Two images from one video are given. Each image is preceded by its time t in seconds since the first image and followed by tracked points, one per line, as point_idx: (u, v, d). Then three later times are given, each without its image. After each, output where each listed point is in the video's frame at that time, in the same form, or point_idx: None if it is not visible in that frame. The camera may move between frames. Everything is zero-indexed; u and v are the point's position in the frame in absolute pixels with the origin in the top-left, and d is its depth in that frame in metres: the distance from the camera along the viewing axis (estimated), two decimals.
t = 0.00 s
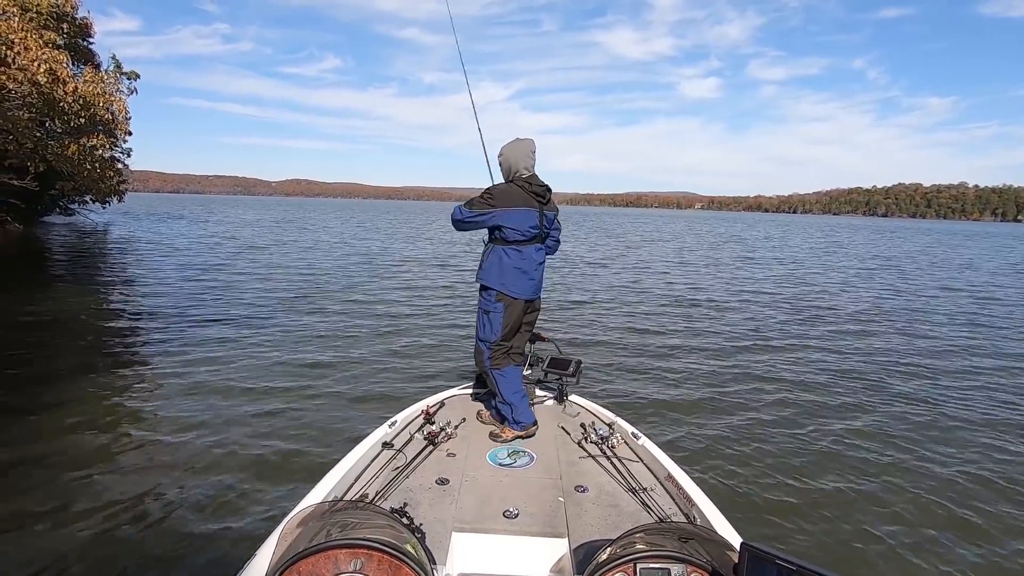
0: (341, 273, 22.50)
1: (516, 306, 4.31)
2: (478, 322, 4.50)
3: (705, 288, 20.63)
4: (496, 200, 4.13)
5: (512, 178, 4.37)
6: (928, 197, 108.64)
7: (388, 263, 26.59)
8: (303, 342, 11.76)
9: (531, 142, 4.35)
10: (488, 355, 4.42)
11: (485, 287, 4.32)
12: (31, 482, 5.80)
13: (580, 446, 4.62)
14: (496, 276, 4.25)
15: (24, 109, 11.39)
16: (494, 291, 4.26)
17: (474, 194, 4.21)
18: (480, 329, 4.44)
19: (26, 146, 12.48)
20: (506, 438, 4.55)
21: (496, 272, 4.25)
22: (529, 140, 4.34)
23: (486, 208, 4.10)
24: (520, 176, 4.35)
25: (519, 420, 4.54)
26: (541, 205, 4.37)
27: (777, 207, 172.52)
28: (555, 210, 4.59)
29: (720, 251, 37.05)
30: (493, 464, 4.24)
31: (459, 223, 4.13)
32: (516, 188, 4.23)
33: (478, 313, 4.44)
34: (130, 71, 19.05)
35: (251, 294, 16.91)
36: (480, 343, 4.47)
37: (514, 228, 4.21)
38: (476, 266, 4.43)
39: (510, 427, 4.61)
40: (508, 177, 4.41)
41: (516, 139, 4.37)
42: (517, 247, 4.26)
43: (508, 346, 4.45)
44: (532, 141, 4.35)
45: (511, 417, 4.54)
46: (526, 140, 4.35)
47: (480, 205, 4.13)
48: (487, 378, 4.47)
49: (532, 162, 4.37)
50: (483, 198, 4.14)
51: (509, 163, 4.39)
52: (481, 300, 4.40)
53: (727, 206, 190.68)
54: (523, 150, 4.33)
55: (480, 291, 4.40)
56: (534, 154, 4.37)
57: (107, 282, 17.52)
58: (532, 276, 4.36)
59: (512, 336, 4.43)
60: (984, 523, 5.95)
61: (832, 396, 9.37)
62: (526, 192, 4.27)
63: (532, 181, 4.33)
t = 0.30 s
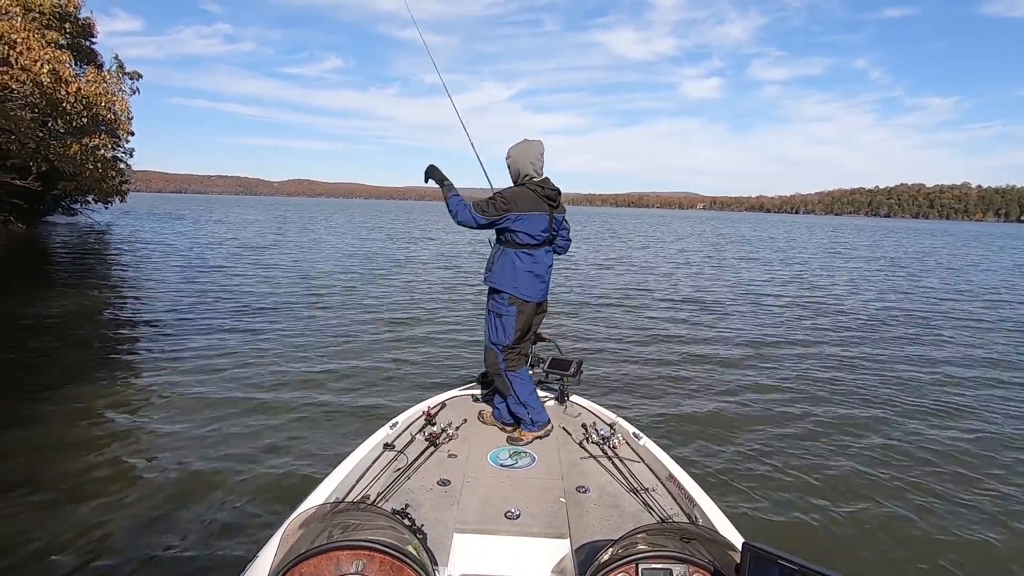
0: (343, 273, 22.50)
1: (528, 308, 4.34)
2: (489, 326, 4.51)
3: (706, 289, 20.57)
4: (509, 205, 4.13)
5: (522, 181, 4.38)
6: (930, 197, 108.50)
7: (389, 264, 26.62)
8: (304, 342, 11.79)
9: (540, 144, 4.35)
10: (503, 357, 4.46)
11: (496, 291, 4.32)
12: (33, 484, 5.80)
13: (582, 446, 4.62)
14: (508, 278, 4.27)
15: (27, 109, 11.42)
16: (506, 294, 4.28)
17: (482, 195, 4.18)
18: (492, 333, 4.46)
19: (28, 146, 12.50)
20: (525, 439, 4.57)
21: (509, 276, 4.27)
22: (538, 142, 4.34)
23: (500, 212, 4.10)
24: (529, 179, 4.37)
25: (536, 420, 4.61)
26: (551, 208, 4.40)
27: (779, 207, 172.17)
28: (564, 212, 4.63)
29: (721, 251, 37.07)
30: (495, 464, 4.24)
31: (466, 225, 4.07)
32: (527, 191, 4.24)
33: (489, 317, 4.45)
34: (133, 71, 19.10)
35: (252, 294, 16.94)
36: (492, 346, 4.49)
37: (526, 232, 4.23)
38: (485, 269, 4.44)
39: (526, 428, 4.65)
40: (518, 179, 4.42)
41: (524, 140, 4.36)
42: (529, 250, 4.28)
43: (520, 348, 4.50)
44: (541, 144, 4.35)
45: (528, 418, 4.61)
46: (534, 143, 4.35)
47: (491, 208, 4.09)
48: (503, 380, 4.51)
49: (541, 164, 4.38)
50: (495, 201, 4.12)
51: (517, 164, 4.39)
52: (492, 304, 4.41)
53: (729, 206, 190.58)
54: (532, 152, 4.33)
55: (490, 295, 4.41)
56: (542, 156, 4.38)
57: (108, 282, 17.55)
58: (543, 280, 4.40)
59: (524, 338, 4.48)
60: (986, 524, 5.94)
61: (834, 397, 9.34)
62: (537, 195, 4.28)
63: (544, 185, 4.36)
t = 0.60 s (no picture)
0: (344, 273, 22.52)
1: (549, 311, 4.43)
2: (507, 331, 4.52)
3: (707, 289, 20.54)
4: (524, 213, 4.13)
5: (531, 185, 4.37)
6: (933, 197, 108.27)
7: (390, 263, 26.66)
8: (305, 341, 11.83)
9: (547, 143, 4.37)
10: (524, 361, 4.48)
11: (517, 296, 4.36)
12: (33, 483, 5.82)
13: (581, 447, 4.61)
14: (530, 284, 4.33)
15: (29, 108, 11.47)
16: (528, 299, 4.34)
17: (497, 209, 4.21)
18: (512, 338, 4.47)
19: (30, 146, 12.55)
20: (527, 441, 4.55)
21: (530, 281, 4.32)
22: (545, 141, 4.35)
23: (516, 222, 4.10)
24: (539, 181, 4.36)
25: (543, 427, 4.58)
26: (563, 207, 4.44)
27: (782, 207, 171.85)
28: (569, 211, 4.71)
29: (722, 251, 37.07)
30: (493, 464, 4.24)
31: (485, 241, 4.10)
32: (541, 193, 4.25)
33: (508, 321, 4.47)
34: (135, 71, 19.16)
35: (254, 294, 16.99)
36: (512, 351, 4.50)
37: (544, 235, 4.26)
38: (502, 276, 4.45)
39: (529, 432, 4.63)
40: (526, 181, 4.42)
41: (528, 142, 4.36)
42: (546, 253, 4.35)
43: (539, 352, 4.56)
44: (547, 143, 4.37)
45: (533, 422, 4.59)
46: (541, 142, 4.36)
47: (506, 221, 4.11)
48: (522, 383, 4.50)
49: (549, 164, 4.40)
50: (510, 212, 4.14)
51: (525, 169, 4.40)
52: (510, 309, 4.43)
53: (731, 206, 190.42)
54: (540, 152, 4.33)
55: (509, 301, 4.44)
56: (549, 156, 4.39)
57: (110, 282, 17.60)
58: (558, 282, 4.51)
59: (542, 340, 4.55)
60: (987, 524, 5.91)
61: (835, 396, 9.32)
62: (551, 196, 4.30)
63: (556, 185, 4.35)
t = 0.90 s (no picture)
0: (344, 273, 22.54)
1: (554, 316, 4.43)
2: (510, 334, 4.51)
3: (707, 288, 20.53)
4: (534, 220, 4.12)
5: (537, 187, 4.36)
6: (935, 196, 108.00)
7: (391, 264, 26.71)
8: (304, 342, 11.86)
9: (550, 145, 4.34)
10: (527, 364, 4.47)
11: (523, 300, 4.36)
12: (33, 483, 5.84)
13: (577, 447, 4.61)
14: (538, 288, 4.32)
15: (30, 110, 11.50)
16: (535, 303, 4.34)
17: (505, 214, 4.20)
18: (516, 341, 4.45)
19: (31, 147, 12.59)
20: (523, 440, 4.55)
21: (538, 285, 4.32)
22: (548, 143, 4.32)
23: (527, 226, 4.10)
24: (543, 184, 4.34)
25: (541, 429, 4.58)
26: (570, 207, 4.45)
27: (784, 206, 171.54)
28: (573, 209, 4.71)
29: (723, 251, 37.06)
30: (490, 464, 4.24)
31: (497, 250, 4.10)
32: (549, 196, 4.24)
33: (513, 325, 4.45)
34: (137, 72, 19.22)
35: (254, 294, 17.03)
36: (515, 354, 4.48)
37: (554, 238, 4.27)
38: (508, 280, 4.44)
39: (526, 432, 4.63)
40: (532, 184, 4.40)
41: (531, 145, 4.32)
42: (555, 255, 4.35)
43: (543, 355, 4.55)
44: (551, 144, 4.34)
45: (532, 422, 4.59)
46: (544, 144, 4.33)
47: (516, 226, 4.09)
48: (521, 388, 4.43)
49: (554, 166, 4.39)
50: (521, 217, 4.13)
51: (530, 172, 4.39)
52: (516, 311, 4.42)
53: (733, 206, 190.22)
54: (544, 155, 4.31)
55: (515, 305, 4.42)
56: (553, 157, 4.37)
57: (111, 284, 17.65)
58: (566, 284, 4.51)
59: (546, 343, 4.55)
60: (985, 527, 5.89)
61: (835, 396, 9.30)
62: (558, 198, 4.30)
63: (562, 186, 4.34)
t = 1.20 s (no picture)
0: (346, 275, 22.56)
1: (565, 318, 4.57)
2: (523, 335, 4.49)
3: (710, 288, 20.49)
4: (567, 221, 4.22)
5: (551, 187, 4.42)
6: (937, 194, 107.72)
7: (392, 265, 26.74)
8: (305, 343, 11.88)
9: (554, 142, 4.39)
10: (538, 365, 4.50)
11: (542, 301, 4.39)
12: (33, 487, 5.85)
13: (577, 447, 4.60)
14: (558, 290, 4.41)
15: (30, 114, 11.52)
16: (554, 302, 4.42)
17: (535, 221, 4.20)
18: (530, 341, 4.44)
19: (32, 151, 12.61)
20: (523, 440, 4.56)
21: (557, 285, 4.41)
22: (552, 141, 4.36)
23: (567, 228, 4.19)
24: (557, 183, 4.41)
25: (543, 429, 4.61)
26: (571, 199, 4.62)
27: (786, 204, 171.15)
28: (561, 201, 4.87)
29: (724, 250, 37.03)
30: (489, 463, 4.23)
31: (541, 258, 4.11)
32: (567, 194, 4.35)
33: (527, 325, 4.43)
34: (137, 75, 19.26)
35: (255, 297, 17.07)
36: (528, 354, 4.45)
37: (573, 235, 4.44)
38: (524, 281, 4.43)
39: (525, 433, 4.63)
40: (542, 182, 4.41)
41: (539, 144, 4.32)
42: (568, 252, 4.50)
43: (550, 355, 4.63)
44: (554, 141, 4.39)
45: (533, 424, 4.59)
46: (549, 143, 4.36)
47: (558, 231, 4.15)
48: (530, 388, 4.42)
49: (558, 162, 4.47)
50: (556, 220, 4.19)
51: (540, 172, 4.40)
52: (532, 312, 4.42)
53: (734, 205, 189.98)
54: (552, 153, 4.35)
55: (531, 306, 4.41)
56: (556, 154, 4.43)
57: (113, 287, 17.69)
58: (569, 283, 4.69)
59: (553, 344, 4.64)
60: (988, 526, 5.87)
61: (837, 396, 9.26)
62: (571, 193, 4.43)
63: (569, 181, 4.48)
